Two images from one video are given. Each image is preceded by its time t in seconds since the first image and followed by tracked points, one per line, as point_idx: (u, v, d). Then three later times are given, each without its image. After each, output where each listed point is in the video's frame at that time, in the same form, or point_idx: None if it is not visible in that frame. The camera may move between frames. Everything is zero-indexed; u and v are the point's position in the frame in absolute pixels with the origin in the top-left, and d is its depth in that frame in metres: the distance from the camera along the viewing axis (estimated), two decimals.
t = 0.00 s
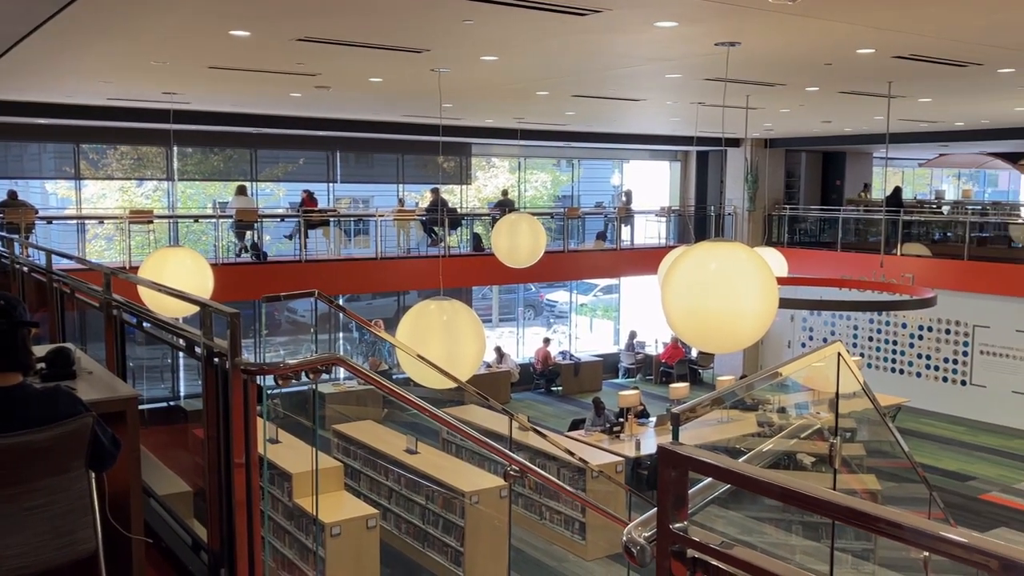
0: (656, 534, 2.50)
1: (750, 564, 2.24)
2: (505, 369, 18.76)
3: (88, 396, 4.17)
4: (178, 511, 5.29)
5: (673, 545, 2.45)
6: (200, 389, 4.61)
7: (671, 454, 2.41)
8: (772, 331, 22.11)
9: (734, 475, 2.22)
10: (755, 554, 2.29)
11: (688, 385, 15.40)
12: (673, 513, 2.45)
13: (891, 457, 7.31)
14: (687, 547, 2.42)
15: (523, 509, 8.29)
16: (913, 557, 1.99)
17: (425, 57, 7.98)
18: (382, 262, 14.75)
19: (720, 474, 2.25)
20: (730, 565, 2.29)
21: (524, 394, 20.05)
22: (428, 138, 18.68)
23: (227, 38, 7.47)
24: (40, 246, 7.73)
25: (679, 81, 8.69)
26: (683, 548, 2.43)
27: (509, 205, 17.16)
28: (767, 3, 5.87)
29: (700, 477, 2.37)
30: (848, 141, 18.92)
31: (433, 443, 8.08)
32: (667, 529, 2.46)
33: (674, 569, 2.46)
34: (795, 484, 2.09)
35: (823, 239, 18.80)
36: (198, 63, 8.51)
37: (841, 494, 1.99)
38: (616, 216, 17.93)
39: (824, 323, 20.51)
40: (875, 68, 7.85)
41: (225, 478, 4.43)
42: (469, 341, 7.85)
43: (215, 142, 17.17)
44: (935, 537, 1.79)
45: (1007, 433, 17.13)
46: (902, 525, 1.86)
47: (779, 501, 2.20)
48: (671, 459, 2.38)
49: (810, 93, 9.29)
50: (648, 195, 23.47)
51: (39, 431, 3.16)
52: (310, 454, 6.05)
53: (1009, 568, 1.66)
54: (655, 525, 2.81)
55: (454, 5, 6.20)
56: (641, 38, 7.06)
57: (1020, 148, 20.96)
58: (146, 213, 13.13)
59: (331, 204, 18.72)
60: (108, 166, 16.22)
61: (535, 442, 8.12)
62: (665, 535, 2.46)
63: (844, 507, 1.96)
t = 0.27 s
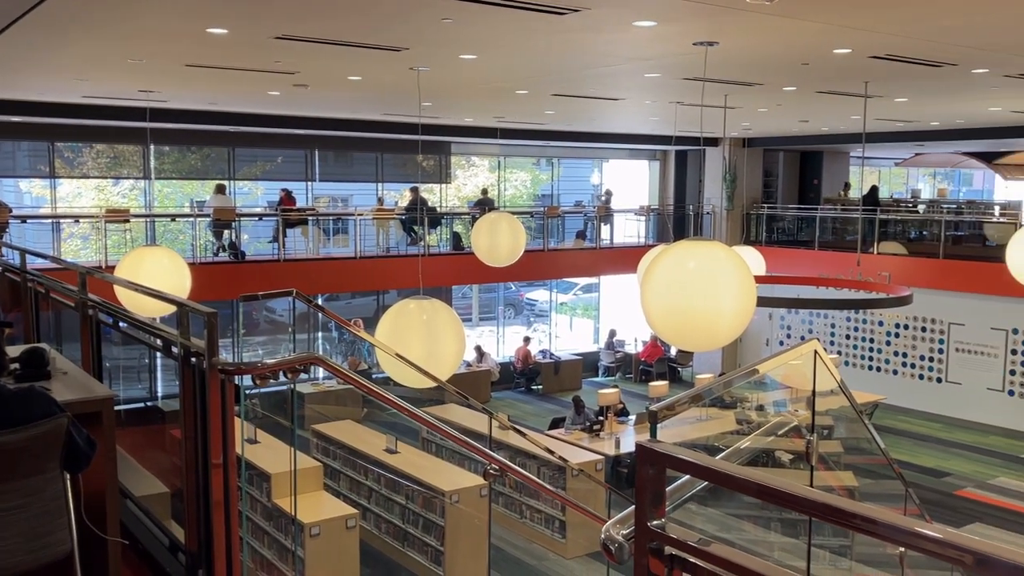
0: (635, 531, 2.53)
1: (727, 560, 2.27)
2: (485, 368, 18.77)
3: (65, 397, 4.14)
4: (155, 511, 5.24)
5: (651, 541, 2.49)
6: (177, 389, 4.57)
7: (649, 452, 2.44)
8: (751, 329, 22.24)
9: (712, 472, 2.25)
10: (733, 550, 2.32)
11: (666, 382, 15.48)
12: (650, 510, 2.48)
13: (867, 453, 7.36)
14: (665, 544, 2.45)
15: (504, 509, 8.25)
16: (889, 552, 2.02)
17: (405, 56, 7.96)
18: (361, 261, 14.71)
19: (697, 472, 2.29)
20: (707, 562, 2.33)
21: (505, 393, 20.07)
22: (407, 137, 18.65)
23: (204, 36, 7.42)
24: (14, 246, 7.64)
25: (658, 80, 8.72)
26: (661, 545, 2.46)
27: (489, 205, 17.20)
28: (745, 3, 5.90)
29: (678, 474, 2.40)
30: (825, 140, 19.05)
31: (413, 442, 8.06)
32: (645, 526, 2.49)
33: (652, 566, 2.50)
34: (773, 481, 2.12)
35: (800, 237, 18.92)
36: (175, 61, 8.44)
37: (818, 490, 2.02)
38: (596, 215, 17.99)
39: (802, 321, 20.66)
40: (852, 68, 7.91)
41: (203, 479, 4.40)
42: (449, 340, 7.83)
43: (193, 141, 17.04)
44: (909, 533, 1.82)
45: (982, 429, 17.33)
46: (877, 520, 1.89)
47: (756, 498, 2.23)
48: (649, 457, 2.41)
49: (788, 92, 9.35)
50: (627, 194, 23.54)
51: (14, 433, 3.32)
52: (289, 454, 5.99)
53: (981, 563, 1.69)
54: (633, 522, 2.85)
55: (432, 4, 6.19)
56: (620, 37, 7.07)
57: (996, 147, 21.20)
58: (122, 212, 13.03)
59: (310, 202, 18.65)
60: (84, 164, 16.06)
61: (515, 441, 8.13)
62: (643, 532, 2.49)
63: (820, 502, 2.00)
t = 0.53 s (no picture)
0: (612, 528, 2.54)
1: (704, 557, 2.27)
2: (465, 367, 18.77)
3: (37, 397, 4.07)
4: (130, 513, 5.18)
5: (628, 539, 2.49)
6: (153, 390, 4.52)
7: (626, 449, 2.45)
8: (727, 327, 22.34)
9: (688, 468, 2.26)
10: (710, 547, 2.33)
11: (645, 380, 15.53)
12: (628, 508, 2.49)
13: (843, 450, 7.42)
14: (642, 540, 2.46)
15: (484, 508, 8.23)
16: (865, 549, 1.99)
17: (383, 54, 7.94)
18: (340, 260, 14.67)
19: (673, 468, 2.30)
20: (684, 559, 2.33)
21: (484, 392, 20.08)
22: (386, 135, 18.59)
23: (180, 33, 7.36)
24: None
25: (636, 80, 8.75)
26: (637, 541, 2.47)
27: (467, 204, 17.13)
28: (722, 2, 5.93)
29: (653, 471, 2.41)
30: (803, 140, 19.18)
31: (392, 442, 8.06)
32: (622, 523, 2.49)
33: (629, 563, 2.50)
34: (748, 477, 2.12)
35: (777, 236, 19.04)
36: (150, 59, 8.38)
37: (793, 486, 2.02)
38: (574, 214, 18.02)
39: (779, 319, 20.81)
40: (828, 67, 7.96)
41: (180, 479, 4.36)
42: (429, 339, 7.81)
43: (169, 139, 16.91)
44: (883, 528, 1.82)
45: (958, 426, 17.52)
46: (851, 516, 1.89)
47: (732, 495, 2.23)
48: (627, 454, 2.41)
49: (765, 91, 9.40)
50: (606, 193, 23.59)
51: None
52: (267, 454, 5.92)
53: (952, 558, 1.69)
54: (611, 520, 2.86)
55: (409, 2, 6.17)
56: (598, 36, 7.09)
57: (971, 147, 21.43)
58: (98, 211, 12.93)
59: (288, 201, 18.56)
60: (58, 163, 15.89)
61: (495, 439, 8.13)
62: (620, 529, 2.49)
63: (792, 499, 2.00)
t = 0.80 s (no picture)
0: (590, 526, 2.56)
1: (681, 553, 2.29)
2: (444, 366, 18.75)
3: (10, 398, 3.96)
4: (106, 515, 5.09)
5: (605, 536, 2.51)
6: (129, 389, 4.43)
7: (603, 447, 2.47)
8: (705, 325, 22.45)
9: (666, 465, 2.28)
10: (687, 543, 2.35)
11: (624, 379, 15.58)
12: (605, 505, 2.51)
13: (819, 446, 7.48)
14: (620, 538, 2.47)
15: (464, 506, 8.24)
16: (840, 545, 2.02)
17: (361, 53, 7.91)
18: (319, 259, 14.60)
19: (651, 466, 2.32)
20: (662, 555, 2.35)
21: (464, 391, 20.08)
22: (364, 134, 18.53)
23: (156, 31, 7.30)
24: None
25: (614, 79, 8.78)
26: (615, 539, 2.49)
27: (446, 202, 17.10)
28: (700, 2, 5.96)
29: (631, 468, 2.43)
30: (780, 139, 19.31)
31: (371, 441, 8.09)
32: (600, 521, 2.51)
33: (608, 560, 2.52)
34: (724, 474, 2.14)
35: (755, 234, 19.15)
36: (126, 57, 8.30)
37: (769, 483, 2.05)
38: (554, 213, 18.04)
39: (757, 317, 20.96)
40: (804, 67, 8.01)
41: (157, 479, 4.30)
42: (408, 338, 7.79)
43: (145, 138, 16.78)
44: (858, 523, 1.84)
45: (933, 422, 17.71)
46: (826, 512, 1.91)
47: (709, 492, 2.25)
48: (607, 452, 2.44)
49: (743, 91, 9.44)
50: (585, 192, 23.62)
51: None
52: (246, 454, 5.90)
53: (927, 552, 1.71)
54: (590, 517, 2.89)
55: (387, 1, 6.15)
56: (577, 36, 7.10)
57: (947, 146, 21.65)
58: (73, 210, 12.82)
59: (266, 200, 18.47)
60: (32, 162, 15.67)
61: (474, 438, 8.13)
62: (598, 527, 2.51)
63: (769, 495, 2.02)
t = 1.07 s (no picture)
0: (568, 523, 2.56)
1: (660, 550, 2.30)
2: (424, 366, 18.72)
3: None
4: (84, 517, 5.03)
5: (584, 534, 2.51)
6: (105, 390, 4.33)
7: (582, 446, 2.47)
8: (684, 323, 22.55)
9: (644, 464, 2.29)
10: (666, 541, 2.36)
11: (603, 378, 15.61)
12: (584, 503, 2.51)
13: (797, 443, 7.53)
14: (598, 536, 2.47)
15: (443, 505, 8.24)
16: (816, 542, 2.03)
17: (339, 51, 7.88)
18: (297, 258, 14.53)
19: (630, 464, 2.32)
20: (640, 553, 2.36)
21: (444, 390, 20.06)
22: (342, 132, 18.45)
23: (131, 28, 7.23)
24: None
25: (593, 78, 8.79)
26: (594, 537, 2.49)
27: (426, 201, 17.06)
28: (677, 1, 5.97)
29: (609, 466, 2.43)
30: (758, 138, 19.42)
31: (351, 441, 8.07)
32: (579, 519, 2.51)
33: (586, 557, 2.52)
34: (701, 472, 2.15)
35: (733, 233, 19.25)
36: (101, 54, 8.22)
37: (748, 480, 2.05)
38: (533, 211, 18.07)
39: (735, 315, 21.08)
40: (781, 67, 8.06)
41: (132, 480, 4.24)
42: (387, 337, 7.76)
43: (121, 136, 16.63)
44: (831, 517, 1.86)
45: (910, 419, 17.88)
46: (803, 508, 1.92)
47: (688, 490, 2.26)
48: (585, 451, 2.43)
49: (721, 90, 9.48)
50: (565, 190, 23.64)
51: None
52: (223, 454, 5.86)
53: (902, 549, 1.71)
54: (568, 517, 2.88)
55: None
56: (555, 34, 7.10)
57: (923, 145, 21.85)
58: (47, 209, 12.68)
59: (243, 198, 18.36)
60: (5, 160, 15.40)
61: (454, 437, 8.13)
62: (577, 525, 2.51)
63: (748, 492, 2.03)
